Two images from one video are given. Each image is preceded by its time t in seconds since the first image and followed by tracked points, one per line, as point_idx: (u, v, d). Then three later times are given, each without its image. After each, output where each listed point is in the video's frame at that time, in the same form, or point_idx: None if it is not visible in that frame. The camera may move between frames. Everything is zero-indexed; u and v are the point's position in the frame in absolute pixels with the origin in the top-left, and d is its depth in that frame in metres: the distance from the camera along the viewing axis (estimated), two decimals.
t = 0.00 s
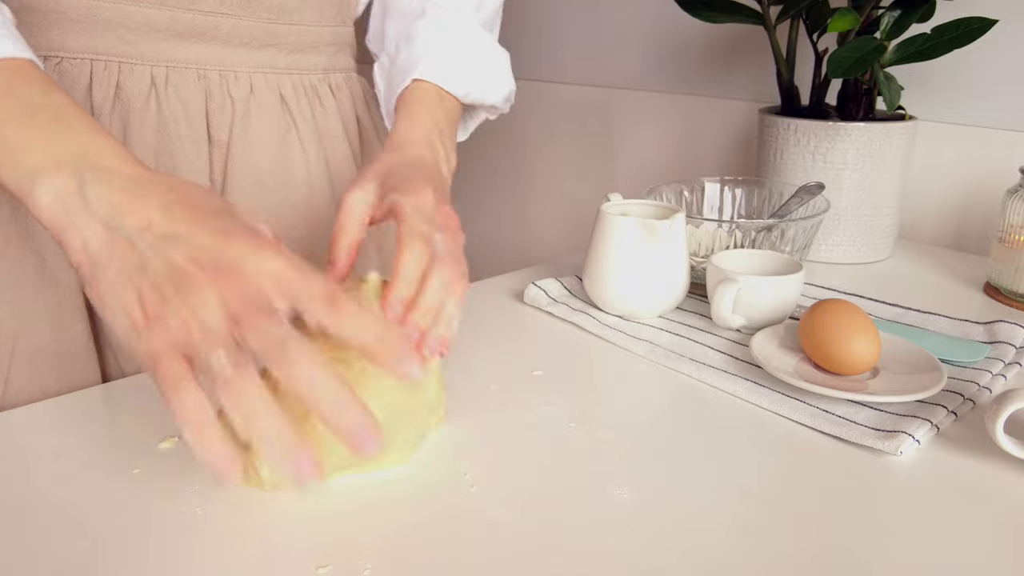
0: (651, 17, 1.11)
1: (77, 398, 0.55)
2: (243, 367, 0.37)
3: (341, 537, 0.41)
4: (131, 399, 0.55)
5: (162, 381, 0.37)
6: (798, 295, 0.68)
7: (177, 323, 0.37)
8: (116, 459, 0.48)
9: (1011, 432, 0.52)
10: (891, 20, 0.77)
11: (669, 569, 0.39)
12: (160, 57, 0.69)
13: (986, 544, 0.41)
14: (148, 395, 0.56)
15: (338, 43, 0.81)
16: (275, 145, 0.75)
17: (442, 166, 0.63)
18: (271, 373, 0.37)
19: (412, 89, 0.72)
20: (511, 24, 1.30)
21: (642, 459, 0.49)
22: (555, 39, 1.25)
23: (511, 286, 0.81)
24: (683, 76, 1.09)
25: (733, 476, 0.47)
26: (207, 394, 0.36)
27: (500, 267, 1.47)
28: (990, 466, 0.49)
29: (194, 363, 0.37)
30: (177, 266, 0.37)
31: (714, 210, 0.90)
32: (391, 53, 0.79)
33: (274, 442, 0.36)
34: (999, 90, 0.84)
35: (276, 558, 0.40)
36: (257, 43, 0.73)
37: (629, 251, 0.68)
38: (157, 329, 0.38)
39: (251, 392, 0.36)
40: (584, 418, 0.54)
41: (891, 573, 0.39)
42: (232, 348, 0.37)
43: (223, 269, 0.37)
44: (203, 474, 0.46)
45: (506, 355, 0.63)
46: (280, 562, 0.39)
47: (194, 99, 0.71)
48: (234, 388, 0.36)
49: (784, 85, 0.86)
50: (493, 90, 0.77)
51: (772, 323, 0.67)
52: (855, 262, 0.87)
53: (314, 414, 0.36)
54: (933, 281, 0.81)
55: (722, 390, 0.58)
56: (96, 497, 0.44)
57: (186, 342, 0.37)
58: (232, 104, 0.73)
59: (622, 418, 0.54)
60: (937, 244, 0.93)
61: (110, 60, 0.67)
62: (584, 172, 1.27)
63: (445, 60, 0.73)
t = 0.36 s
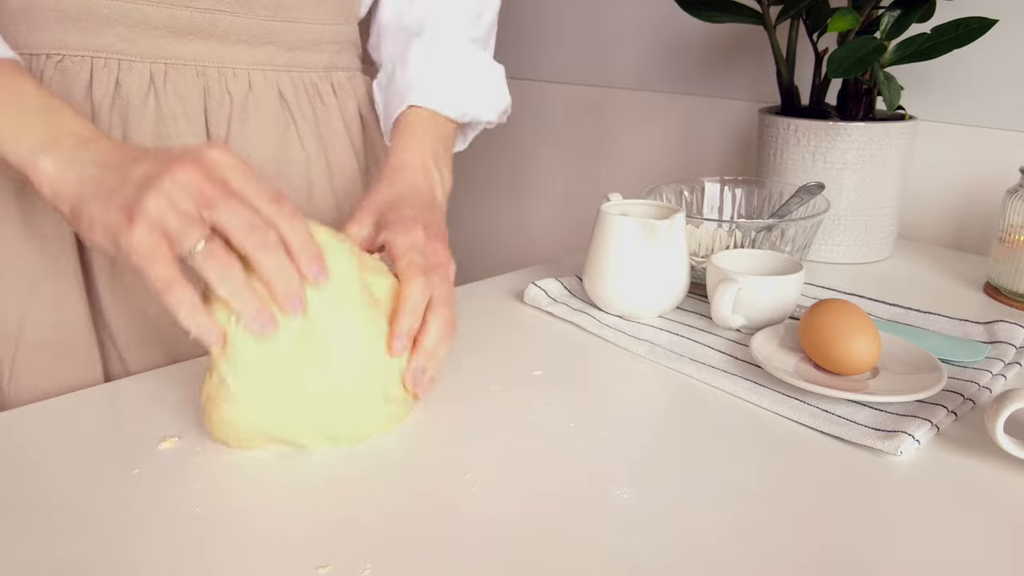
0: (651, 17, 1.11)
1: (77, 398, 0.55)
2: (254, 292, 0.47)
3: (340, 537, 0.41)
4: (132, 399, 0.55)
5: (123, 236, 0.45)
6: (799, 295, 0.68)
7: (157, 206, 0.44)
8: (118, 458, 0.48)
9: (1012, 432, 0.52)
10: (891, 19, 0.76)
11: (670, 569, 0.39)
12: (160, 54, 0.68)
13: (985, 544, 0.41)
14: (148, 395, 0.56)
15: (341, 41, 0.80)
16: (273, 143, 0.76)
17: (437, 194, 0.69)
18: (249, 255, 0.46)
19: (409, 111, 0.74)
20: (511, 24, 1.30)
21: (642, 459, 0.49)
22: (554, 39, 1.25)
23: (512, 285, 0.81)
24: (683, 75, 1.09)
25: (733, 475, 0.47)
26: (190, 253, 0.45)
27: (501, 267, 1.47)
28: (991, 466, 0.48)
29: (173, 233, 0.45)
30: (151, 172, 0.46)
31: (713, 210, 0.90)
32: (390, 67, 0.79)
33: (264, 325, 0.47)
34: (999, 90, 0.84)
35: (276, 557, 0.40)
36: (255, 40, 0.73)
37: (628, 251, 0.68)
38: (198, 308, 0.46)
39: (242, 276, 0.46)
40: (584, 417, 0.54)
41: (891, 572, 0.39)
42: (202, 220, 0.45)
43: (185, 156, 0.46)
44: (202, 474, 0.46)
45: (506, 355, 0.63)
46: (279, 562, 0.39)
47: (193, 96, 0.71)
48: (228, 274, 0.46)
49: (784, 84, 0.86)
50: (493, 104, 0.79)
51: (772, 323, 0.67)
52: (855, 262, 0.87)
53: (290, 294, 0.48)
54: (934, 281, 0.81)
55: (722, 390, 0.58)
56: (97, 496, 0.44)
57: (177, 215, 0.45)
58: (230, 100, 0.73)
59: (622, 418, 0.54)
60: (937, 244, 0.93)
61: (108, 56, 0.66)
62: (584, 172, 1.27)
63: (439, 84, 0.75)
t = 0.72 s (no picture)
0: (650, 17, 1.11)
1: (77, 397, 0.55)
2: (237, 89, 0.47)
3: (340, 536, 0.41)
4: (131, 399, 0.55)
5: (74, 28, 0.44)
6: (799, 295, 0.68)
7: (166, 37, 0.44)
8: (118, 458, 0.48)
9: (1012, 432, 0.52)
10: (891, 19, 0.76)
11: (669, 568, 0.39)
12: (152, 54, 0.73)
13: (985, 544, 0.41)
14: (147, 395, 0.56)
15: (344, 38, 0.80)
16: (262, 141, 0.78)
17: (425, 55, 0.64)
18: (225, 64, 0.45)
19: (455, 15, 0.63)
20: (511, 24, 1.30)
21: (642, 459, 0.49)
22: (553, 38, 1.25)
23: (512, 285, 0.81)
24: (683, 75, 1.09)
25: (733, 475, 0.47)
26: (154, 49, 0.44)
27: (500, 267, 1.47)
28: (991, 467, 0.48)
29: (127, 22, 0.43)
30: None
31: (713, 210, 0.90)
32: None
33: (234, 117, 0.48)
34: (999, 90, 0.84)
35: (276, 557, 0.40)
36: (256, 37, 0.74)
37: (628, 251, 0.68)
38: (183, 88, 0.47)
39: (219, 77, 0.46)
40: (583, 417, 0.54)
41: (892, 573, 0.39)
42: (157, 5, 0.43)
43: None
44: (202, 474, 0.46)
45: (506, 355, 0.63)
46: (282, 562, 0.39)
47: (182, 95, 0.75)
48: (198, 69, 0.45)
49: (784, 85, 0.86)
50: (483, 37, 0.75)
51: (772, 323, 0.67)
52: (855, 262, 0.87)
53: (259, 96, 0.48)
54: (934, 281, 0.81)
55: (722, 390, 0.58)
56: (96, 496, 0.44)
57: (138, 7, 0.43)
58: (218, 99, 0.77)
59: (623, 418, 0.54)
60: (937, 244, 0.93)
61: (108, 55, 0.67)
62: (584, 171, 1.27)
63: None
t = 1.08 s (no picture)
0: (651, 17, 1.11)
1: (76, 397, 0.55)
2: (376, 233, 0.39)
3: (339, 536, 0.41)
4: (130, 399, 0.55)
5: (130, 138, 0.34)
6: (799, 295, 0.68)
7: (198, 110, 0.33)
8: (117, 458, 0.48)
9: (1011, 432, 0.52)
10: (891, 19, 0.76)
11: (670, 569, 0.39)
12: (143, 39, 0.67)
13: (985, 544, 0.41)
14: (146, 394, 0.56)
15: (346, 34, 0.80)
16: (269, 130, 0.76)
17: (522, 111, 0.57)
18: (332, 208, 0.36)
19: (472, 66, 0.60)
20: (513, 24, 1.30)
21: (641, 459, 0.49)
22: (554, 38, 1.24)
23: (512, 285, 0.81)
24: (683, 75, 1.09)
25: (733, 476, 0.47)
26: (248, 195, 0.35)
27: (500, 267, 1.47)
28: (990, 466, 0.48)
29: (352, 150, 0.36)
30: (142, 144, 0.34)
31: (713, 210, 0.90)
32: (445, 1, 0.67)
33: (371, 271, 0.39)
34: (998, 90, 0.84)
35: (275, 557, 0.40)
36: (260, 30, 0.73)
37: (629, 251, 0.68)
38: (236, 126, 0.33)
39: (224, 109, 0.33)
40: (584, 418, 0.54)
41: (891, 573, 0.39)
42: (259, 138, 0.34)
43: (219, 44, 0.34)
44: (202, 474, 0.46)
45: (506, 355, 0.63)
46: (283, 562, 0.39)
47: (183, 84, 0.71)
48: (298, 222, 0.36)
49: (784, 84, 0.86)
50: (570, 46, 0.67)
51: (772, 323, 0.67)
52: (855, 261, 0.87)
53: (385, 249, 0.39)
54: (934, 281, 0.81)
55: (723, 390, 0.58)
56: (96, 496, 0.44)
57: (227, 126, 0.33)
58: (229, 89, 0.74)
59: (623, 418, 0.54)
60: (937, 244, 0.93)
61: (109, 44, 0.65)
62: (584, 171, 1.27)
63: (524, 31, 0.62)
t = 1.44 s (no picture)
0: (650, 18, 1.11)
1: (76, 398, 0.55)
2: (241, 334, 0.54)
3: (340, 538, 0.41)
4: (131, 399, 0.55)
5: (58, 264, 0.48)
6: (799, 295, 0.68)
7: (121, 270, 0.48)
8: (119, 457, 0.48)
9: (1012, 432, 0.52)
10: (891, 19, 0.76)
11: (670, 569, 0.39)
12: (167, 53, 0.69)
13: (986, 544, 0.41)
14: (147, 394, 0.56)
15: (352, 42, 0.80)
16: (279, 144, 0.75)
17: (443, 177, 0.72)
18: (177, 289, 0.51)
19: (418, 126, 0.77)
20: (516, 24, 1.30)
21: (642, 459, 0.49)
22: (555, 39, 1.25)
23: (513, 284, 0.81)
24: (683, 75, 1.09)
25: (733, 476, 0.47)
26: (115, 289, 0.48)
27: (501, 267, 1.46)
28: (991, 466, 0.48)
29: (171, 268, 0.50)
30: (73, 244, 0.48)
31: (713, 210, 0.90)
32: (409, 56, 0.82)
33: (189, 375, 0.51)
34: (998, 90, 0.84)
35: (278, 558, 0.40)
36: (265, 40, 0.73)
37: (629, 251, 0.68)
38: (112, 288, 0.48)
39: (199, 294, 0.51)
40: (583, 417, 0.54)
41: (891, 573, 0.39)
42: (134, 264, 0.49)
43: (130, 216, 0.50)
44: (201, 474, 0.46)
45: (506, 355, 0.63)
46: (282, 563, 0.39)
47: (202, 97, 0.71)
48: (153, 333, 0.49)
49: (784, 84, 0.86)
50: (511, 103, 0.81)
51: (772, 323, 0.67)
52: (855, 262, 0.87)
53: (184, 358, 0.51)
54: (934, 281, 0.81)
55: (724, 390, 0.58)
56: (96, 496, 0.44)
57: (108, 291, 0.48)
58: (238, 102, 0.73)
59: (624, 418, 0.54)
60: (937, 244, 0.93)
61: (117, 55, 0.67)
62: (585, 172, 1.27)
63: (446, 97, 0.77)
